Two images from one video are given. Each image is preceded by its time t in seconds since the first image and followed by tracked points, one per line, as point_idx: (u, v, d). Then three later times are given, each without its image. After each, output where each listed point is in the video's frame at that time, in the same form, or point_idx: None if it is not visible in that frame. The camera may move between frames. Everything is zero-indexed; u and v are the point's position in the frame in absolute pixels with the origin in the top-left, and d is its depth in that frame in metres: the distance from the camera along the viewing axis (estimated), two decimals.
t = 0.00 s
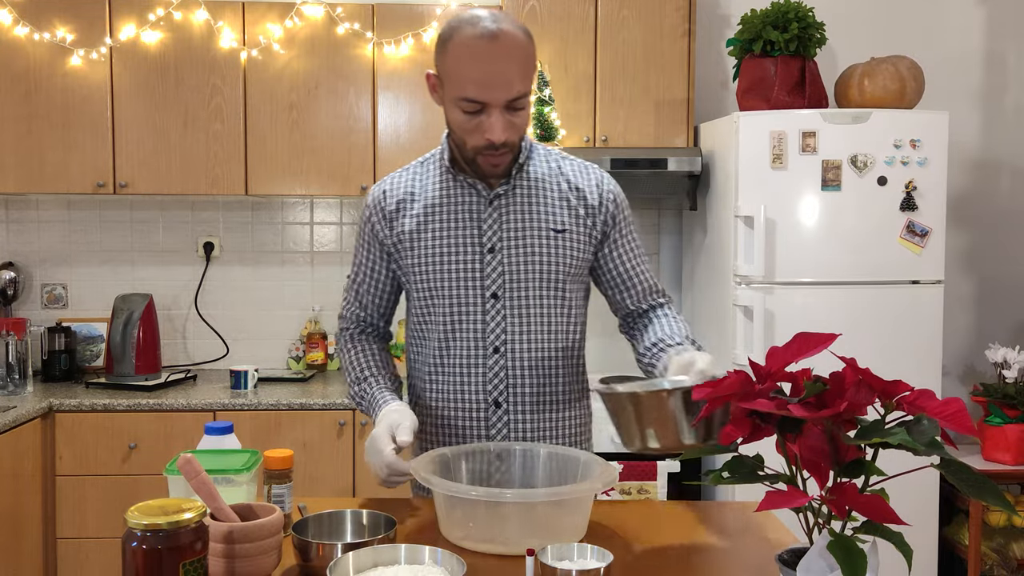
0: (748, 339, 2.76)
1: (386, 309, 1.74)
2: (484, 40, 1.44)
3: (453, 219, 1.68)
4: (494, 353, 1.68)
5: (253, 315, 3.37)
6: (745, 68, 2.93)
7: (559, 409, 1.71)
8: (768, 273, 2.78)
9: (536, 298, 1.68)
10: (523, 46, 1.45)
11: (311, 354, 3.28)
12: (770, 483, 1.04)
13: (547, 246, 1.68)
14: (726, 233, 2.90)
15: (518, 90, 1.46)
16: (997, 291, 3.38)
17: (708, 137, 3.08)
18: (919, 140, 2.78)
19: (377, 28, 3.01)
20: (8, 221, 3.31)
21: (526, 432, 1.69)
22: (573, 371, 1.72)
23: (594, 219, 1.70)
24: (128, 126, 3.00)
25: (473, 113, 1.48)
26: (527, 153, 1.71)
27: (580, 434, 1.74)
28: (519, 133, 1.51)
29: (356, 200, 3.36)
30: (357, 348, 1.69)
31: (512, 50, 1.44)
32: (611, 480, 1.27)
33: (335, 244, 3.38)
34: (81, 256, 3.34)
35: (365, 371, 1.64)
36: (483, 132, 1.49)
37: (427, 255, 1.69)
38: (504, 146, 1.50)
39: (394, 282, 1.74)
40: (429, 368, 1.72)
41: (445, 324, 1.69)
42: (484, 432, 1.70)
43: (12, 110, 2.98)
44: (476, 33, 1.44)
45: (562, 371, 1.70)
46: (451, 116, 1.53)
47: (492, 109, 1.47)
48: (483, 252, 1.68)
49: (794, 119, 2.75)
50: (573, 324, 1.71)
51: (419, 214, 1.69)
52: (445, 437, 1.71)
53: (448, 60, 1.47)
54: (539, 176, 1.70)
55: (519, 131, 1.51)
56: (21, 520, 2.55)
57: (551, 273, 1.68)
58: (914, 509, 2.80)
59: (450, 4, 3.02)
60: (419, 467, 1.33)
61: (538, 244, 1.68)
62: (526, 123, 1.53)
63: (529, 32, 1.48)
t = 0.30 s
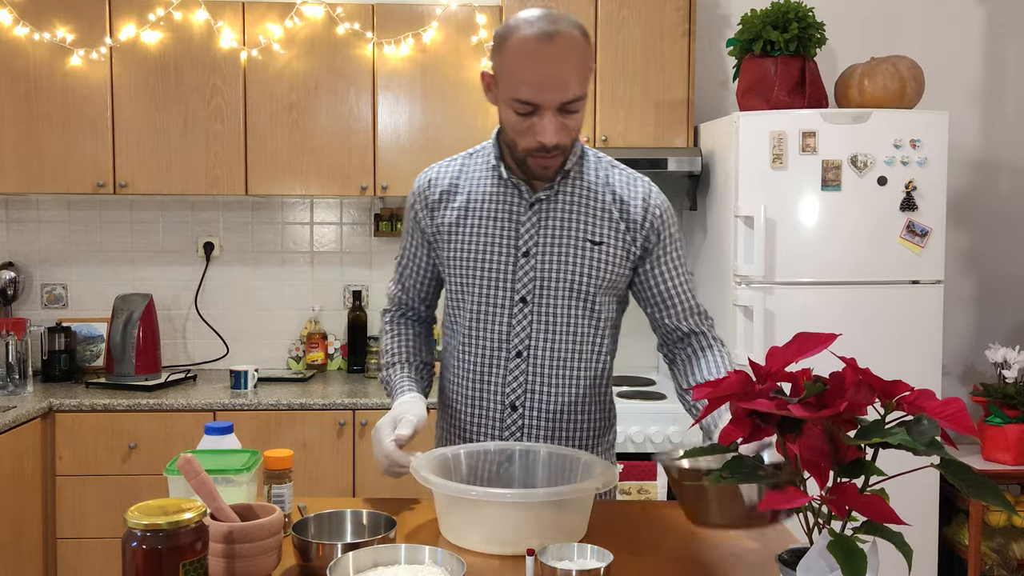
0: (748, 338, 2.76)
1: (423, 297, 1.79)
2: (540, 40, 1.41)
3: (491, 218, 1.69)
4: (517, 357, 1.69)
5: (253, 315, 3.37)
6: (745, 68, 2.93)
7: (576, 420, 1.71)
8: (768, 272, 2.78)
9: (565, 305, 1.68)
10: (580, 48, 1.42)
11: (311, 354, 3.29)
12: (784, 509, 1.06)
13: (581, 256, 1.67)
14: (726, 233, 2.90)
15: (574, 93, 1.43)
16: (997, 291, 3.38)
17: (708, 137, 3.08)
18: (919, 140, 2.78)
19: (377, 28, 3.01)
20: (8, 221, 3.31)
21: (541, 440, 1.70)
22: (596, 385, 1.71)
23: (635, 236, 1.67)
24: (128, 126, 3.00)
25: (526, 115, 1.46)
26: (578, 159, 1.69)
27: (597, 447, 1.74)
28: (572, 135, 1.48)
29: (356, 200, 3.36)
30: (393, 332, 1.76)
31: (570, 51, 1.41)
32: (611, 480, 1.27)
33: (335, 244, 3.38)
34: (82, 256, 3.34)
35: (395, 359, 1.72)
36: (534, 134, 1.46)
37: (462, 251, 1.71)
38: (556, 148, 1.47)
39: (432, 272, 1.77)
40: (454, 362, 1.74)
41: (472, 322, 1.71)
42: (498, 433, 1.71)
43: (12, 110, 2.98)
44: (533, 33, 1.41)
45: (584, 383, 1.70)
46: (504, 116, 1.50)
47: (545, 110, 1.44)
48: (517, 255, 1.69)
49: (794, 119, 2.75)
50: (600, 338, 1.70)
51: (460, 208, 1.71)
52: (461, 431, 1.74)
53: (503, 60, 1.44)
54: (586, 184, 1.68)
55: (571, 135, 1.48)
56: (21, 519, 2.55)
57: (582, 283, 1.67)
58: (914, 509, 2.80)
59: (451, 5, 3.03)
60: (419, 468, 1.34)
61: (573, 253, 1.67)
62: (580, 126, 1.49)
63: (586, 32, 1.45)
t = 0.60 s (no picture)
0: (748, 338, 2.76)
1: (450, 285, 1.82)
2: (583, 39, 1.42)
3: (516, 216, 1.70)
4: (527, 356, 1.69)
5: (253, 315, 3.37)
6: (745, 69, 2.93)
7: (580, 425, 1.70)
8: (768, 272, 2.78)
9: (580, 308, 1.68)
10: (622, 49, 1.43)
11: (311, 354, 3.27)
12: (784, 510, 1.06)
13: (601, 262, 1.66)
14: (726, 233, 2.90)
15: (615, 91, 1.43)
16: (997, 292, 3.38)
17: (707, 137, 3.08)
18: (919, 140, 2.78)
19: (377, 28, 3.01)
20: (8, 222, 3.31)
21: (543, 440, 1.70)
22: (604, 392, 1.70)
23: (658, 250, 1.65)
24: (128, 126, 3.00)
25: (566, 113, 1.46)
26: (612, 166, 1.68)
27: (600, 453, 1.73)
28: (611, 135, 1.49)
29: (356, 200, 3.36)
30: (421, 319, 1.79)
31: (612, 49, 1.42)
32: (612, 480, 1.27)
33: (335, 244, 3.38)
34: (82, 256, 3.34)
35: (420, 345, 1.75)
36: (574, 132, 1.47)
37: (486, 245, 1.72)
38: (595, 148, 1.47)
39: (459, 263, 1.79)
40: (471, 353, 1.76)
41: (488, 316, 1.72)
42: (503, 429, 1.72)
43: (12, 110, 2.98)
44: (577, 32, 1.43)
45: (592, 389, 1.69)
46: (543, 115, 1.51)
47: (585, 109, 1.44)
48: (537, 255, 1.69)
49: (795, 119, 2.75)
50: (612, 345, 1.69)
51: (489, 202, 1.73)
52: (470, 421, 1.76)
53: (544, 58, 1.46)
54: (615, 191, 1.67)
55: (611, 135, 1.48)
56: (21, 519, 2.55)
57: (599, 288, 1.67)
58: (914, 509, 2.80)
59: (451, 5, 3.03)
60: (419, 467, 1.33)
61: (593, 257, 1.67)
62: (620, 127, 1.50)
63: (628, 34, 1.46)
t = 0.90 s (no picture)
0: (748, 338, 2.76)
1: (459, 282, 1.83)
2: (592, 36, 1.42)
3: (523, 213, 1.71)
4: (529, 352, 1.69)
5: (253, 315, 3.37)
6: (745, 68, 2.93)
7: (579, 423, 1.70)
8: (768, 272, 2.78)
9: (584, 306, 1.68)
10: (632, 46, 1.43)
11: (311, 354, 3.28)
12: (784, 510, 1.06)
13: (606, 260, 1.67)
14: (726, 233, 2.90)
15: (624, 88, 1.43)
16: (997, 291, 3.38)
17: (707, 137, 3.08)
18: (919, 140, 2.78)
19: (377, 28, 3.01)
20: (8, 222, 3.31)
21: (541, 437, 1.70)
22: (604, 391, 1.70)
23: (664, 252, 1.65)
24: (128, 126, 3.00)
25: (575, 110, 1.47)
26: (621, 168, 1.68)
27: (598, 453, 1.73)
28: (621, 133, 1.48)
29: (356, 200, 3.36)
30: (430, 315, 1.81)
31: (621, 46, 1.42)
32: (612, 480, 1.27)
33: (335, 244, 3.38)
34: (82, 256, 3.34)
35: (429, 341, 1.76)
36: (582, 129, 1.46)
37: (493, 242, 1.72)
38: (604, 145, 1.47)
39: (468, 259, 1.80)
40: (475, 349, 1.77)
41: (492, 312, 1.72)
42: (501, 424, 1.72)
43: (12, 110, 2.98)
44: (587, 30, 1.43)
45: (592, 387, 1.69)
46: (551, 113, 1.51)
47: (594, 105, 1.44)
48: (543, 252, 1.69)
49: (795, 119, 2.75)
50: (614, 344, 1.69)
51: (498, 199, 1.74)
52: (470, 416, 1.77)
53: (554, 56, 1.46)
54: (623, 192, 1.67)
55: (620, 132, 1.48)
56: (21, 519, 2.55)
57: (604, 287, 1.67)
58: (914, 509, 2.80)
59: (451, 5, 3.03)
60: (419, 467, 1.33)
61: (599, 256, 1.67)
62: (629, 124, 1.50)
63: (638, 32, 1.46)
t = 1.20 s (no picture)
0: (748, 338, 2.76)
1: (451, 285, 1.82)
2: (583, 30, 1.42)
3: (516, 211, 1.71)
4: (527, 350, 1.69)
5: (253, 315, 3.37)
6: (745, 68, 2.93)
7: (579, 419, 1.70)
8: (768, 272, 2.78)
9: (580, 302, 1.68)
10: (622, 39, 1.44)
11: (311, 354, 3.28)
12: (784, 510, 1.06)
13: (601, 255, 1.67)
14: (726, 233, 2.90)
15: (615, 81, 1.43)
16: (997, 291, 3.38)
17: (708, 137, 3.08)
18: (919, 140, 2.78)
19: (377, 28, 3.01)
20: (8, 221, 3.31)
21: (542, 435, 1.71)
22: (602, 386, 1.70)
23: (658, 244, 1.66)
24: (128, 126, 3.00)
25: (566, 103, 1.46)
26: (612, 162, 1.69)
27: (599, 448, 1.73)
28: (611, 127, 1.48)
29: (356, 200, 3.36)
30: (422, 320, 1.80)
31: (613, 41, 1.42)
32: (612, 479, 1.27)
33: (335, 244, 3.38)
34: (81, 256, 3.34)
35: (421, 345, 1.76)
36: (573, 123, 1.46)
37: (486, 242, 1.72)
38: (594, 138, 1.47)
39: (459, 261, 1.80)
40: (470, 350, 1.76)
41: (488, 312, 1.72)
42: (500, 424, 1.72)
43: (12, 111, 2.98)
44: (577, 24, 1.43)
45: (590, 383, 1.69)
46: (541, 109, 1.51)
47: (585, 99, 1.44)
48: (537, 250, 1.69)
49: (795, 119, 2.75)
50: (612, 339, 1.69)
51: (489, 199, 1.73)
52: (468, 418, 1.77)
53: (545, 50, 1.46)
54: (615, 186, 1.68)
55: (610, 126, 1.48)
56: (21, 519, 2.55)
57: (599, 283, 1.67)
58: (914, 509, 2.80)
59: (451, 4, 3.03)
60: (419, 467, 1.33)
61: (593, 251, 1.67)
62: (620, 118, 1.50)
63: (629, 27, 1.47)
